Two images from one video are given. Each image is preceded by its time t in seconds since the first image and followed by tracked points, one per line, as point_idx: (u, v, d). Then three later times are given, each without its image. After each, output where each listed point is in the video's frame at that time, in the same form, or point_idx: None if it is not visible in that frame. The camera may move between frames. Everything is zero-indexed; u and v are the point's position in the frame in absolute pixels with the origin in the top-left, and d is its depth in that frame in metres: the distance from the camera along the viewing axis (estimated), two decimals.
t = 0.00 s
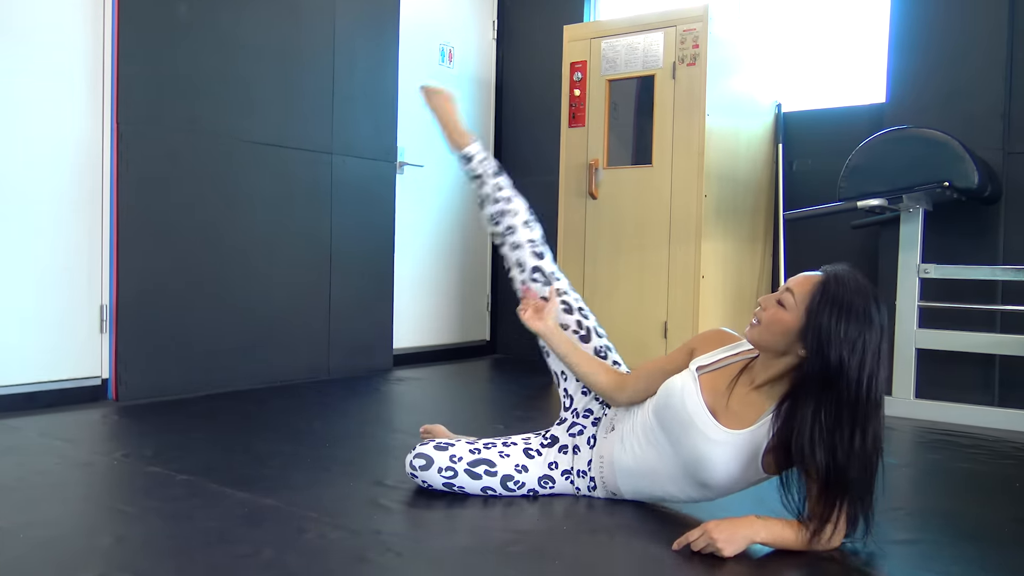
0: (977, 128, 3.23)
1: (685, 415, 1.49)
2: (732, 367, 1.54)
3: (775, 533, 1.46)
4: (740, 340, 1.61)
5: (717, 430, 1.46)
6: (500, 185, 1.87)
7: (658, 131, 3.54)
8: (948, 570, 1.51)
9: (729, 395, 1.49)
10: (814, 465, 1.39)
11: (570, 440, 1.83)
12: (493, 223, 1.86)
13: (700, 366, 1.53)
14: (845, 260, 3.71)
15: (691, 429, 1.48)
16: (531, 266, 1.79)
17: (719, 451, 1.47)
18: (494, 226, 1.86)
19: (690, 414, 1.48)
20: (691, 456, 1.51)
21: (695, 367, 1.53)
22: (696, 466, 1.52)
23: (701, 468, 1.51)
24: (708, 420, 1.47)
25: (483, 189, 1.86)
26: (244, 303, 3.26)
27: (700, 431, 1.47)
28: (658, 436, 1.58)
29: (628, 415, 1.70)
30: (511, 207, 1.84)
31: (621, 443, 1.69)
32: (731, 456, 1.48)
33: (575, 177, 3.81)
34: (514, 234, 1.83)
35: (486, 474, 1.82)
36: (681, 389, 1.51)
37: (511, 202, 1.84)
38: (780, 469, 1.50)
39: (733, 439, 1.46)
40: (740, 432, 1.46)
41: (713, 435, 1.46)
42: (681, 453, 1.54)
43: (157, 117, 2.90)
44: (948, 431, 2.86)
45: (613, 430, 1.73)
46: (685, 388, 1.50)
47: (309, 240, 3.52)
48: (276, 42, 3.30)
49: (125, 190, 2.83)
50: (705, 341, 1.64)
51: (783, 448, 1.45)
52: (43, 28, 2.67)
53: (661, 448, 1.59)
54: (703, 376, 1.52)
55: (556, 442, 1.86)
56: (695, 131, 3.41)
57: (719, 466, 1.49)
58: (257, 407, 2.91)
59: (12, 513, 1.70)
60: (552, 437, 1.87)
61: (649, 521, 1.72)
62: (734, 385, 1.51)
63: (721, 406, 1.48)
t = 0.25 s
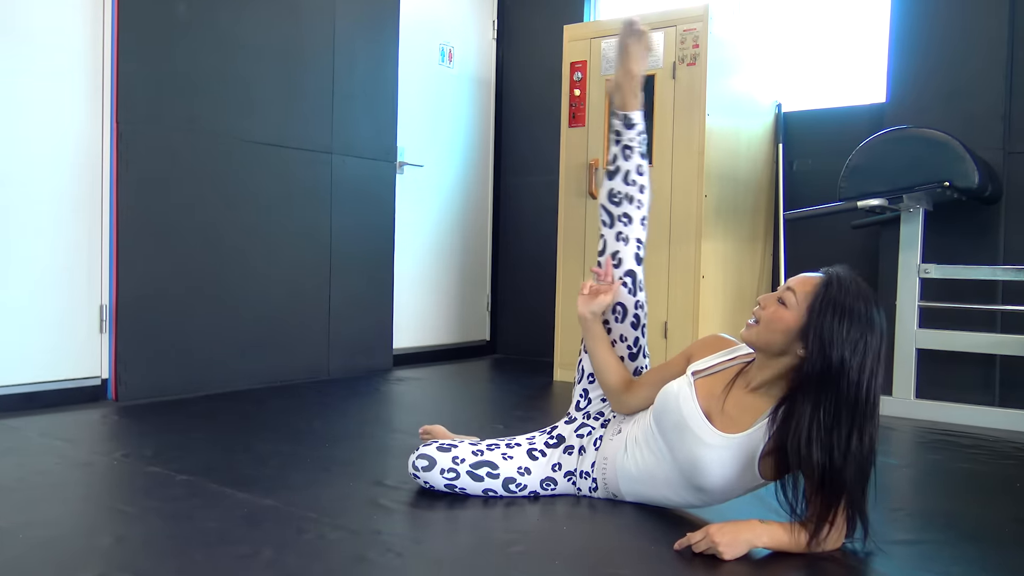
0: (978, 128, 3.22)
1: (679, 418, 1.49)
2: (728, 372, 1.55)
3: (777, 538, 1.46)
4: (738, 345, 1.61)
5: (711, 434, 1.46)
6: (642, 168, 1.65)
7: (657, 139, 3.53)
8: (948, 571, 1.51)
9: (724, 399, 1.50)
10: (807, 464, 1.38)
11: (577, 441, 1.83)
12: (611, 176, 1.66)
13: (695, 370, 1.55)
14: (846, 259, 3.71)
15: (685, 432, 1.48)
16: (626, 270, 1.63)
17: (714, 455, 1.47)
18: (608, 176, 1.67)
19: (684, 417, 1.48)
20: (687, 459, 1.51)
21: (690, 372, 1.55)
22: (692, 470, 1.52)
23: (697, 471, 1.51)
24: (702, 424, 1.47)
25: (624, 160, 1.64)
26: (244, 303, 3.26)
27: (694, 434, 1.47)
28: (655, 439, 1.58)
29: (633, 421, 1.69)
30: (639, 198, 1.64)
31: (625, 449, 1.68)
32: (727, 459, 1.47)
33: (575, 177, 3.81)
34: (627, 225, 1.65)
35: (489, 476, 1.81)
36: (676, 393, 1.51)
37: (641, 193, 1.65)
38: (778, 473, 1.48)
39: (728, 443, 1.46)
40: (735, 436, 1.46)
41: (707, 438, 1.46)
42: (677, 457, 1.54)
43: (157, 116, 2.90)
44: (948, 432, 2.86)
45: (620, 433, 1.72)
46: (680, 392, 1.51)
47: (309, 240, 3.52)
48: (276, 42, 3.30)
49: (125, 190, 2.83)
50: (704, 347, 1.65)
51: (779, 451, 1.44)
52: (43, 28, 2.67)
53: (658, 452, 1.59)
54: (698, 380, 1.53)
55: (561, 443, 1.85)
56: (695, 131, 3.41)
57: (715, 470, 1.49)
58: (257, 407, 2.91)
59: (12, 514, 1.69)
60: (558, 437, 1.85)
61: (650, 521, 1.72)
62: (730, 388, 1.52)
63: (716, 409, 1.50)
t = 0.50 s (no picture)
0: (978, 128, 3.22)
1: (685, 419, 1.48)
2: (733, 373, 1.54)
3: (777, 537, 1.46)
4: (742, 347, 1.61)
5: (717, 435, 1.46)
6: (625, 163, 1.65)
7: (657, 140, 3.53)
8: (949, 570, 1.51)
9: (730, 400, 1.49)
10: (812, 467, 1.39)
11: (577, 442, 1.82)
12: (595, 175, 1.66)
13: (701, 371, 1.54)
14: (846, 259, 3.70)
15: (690, 433, 1.48)
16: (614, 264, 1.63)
17: (719, 456, 1.46)
18: (594, 174, 1.67)
19: (690, 417, 1.48)
20: (691, 460, 1.51)
21: (696, 372, 1.54)
22: (697, 471, 1.51)
23: (701, 473, 1.51)
24: (708, 424, 1.46)
25: (609, 157, 1.64)
26: (244, 303, 3.26)
27: (700, 435, 1.46)
28: (658, 439, 1.58)
29: (633, 421, 1.69)
30: (625, 191, 1.65)
31: (626, 449, 1.68)
32: (732, 460, 1.47)
33: (575, 177, 3.81)
34: (614, 220, 1.65)
35: (489, 476, 1.81)
36: (681, 394, 1.51)
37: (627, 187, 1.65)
38: (781, 475, 1.48)
39: (734, 445, 1.45)
40: (741, 437, 1.46)
41: (712, 439, 1.46)
42: (682, 458, 1.53)
43: (156, 116, 2.90)
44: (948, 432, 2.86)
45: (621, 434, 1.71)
46: (685, 392, 1.51)
47: (309, 240, 3.51)
48: (276, 42, 3.30)
49: (125, 190, 2.83)
50: (708, 348, 1.64)
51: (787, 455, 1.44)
52: (42, 28, 2.67)
53: (661, 453, 1.58)
54: (703, 381, 1.53)
55: (562, 443, 1.85)
56: (695, 131, 3.41)
57: (720, 471, 1.48)
58: (257, 407, 2.91)
59: (12, 514, 1.69)
60: (558, 438, 1.85)
61: (651, 521, 1.71)
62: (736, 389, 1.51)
63: (722, 410, 1.49)
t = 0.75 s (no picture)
0: (979, 127, 3.22)
1: (688, 416, 1.48)
2: (735, 369, 1.54)
3: (776, 535, 1.46)
4: (743, 343, 1.60)
5: (720, 433, 1.45)
6: (467, 204, 1.89)
7: (657, 141, 3.53)
8: (951, 571, 1.51)
9: (732, 397, 1.50)
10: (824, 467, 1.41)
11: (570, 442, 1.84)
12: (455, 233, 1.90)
13: (702, 367, 1.53)
14: (846, 260, 3.70)
15: (693, 431, 1.48)
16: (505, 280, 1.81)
17: (723, 454, 1.46)
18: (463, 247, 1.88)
19: (693, 415, 1.47)
20: (693, 458, 1.50)
21: (697, 368, 1.53)
22: (699, 469, 1.51)
23: (704, 470, 1.50)
24: (711, 422, 1.46)
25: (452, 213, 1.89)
26: (244, 303, 3.26)
27: (703, 432, 1.46)
28: (658, 435, 1.58)
29: (628, 416, 1.70)
30: (480, 226, 1.86)
31: (622, 445, 1.68)
32: (735, 458, 1.47)
33: (575, 177, 3.81)
34: (487, 252, 1.85)
35: (487, 476, 1.81)
36: (683, 390, 1.50)
37: (479, 223, 1.86)
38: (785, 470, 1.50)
39: (737, 442, 1.46)
40: (744, 434, 1.46)
41: (716, 437, 1.46)
42: (683, 456, 1.53)
43: (156, 116, 2.90)
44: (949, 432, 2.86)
45: (613, 433, 1.72)
46: (687, 389, 1.50)
47: (309, 240, 3.51)
48: (276, 42, 3.30)
49: (125, 190, 2.82)
50: (706, 341, 1.63)
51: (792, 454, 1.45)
52: (42, 28, 2.67)
53: (663, 450, 1.58)
54: (705, 377, 1.52)
55: (556, 446, 1.86)
56: (695, 131, 3.41)
57: (723, 469, 1.48)
58: (256, 408, 2.91)
59: (12, 514, 1.69)
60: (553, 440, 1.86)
61: (650, 521, 1.71)
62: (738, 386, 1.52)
63: (724, 408, 1.49)
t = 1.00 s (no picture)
0: (979, 127, 3.22)
1: (687, 412, 1.47)
2: (731, 363, 1.54)
3: (778, 534, 1.45)
4: (737, 336, 1.62)
5: (720, 427, 1.45)
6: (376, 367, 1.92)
7: (658, 142, 3.53)
8: (951, 571, 1.51)
9: (730, 391, 1.49)
10: (824, 465, 1.41)
11: (557, 443, 1.83)
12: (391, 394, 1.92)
13: (699, 362, 1.54)
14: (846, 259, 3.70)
15: (692, 427, 1.47)
16: (444, 378, 1.85)
17: (722, 449, 1.46)
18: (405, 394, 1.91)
19: (692, 411, 1.46)
20: (690, 453, 1.50)
21: (693, 363, 1.54)
22: (698, 465, 1.51)
23: (703, 466, 1.50)
24: (710, 417, 1.45)
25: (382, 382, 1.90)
26: (244, 302, 3.25)
27: (702, 428, 1.45)
28: (655, 430, 1.57)
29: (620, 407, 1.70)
30: (401, 368, 1.90)
31: (615, 437, 1.67)
32: (734, 452, 1.46)
33: (575, 177, 3.80)
34: (422, 381, 1.88)
35: (485, 473, 1.81)
36: (682, 385, 1.49)
37: (403, 366, 1.91)
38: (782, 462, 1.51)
39: (735, 437, 1.45)
40: (743, 429, 1.46)
41: (715, 432, 1.45)
42: (682, 452, 1.52)
43: (156, 117, 2.90)
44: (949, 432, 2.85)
45: (598, 425, 1.74)
46: (684, 385, 1.49)
47: (309, 240, 3.51)
48: (275, 41, 3.30)
49: (124, 190, 2.82)
50: (699, 333, 1.67)
51: (790, 451, 1.45)
52: (42, 27, 2.67)
53: (660, 446, 1.57)
54: (702, 371, 1.53)
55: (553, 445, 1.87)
56: (695, 131, 3.40)
57: (721, 464, 1.48)
58: (256, 408, 2.91)
59: (11, 514, 1.69)
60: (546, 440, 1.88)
61: (650, 522, 1.71)
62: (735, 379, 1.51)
63: (723, 403, 1.48)
